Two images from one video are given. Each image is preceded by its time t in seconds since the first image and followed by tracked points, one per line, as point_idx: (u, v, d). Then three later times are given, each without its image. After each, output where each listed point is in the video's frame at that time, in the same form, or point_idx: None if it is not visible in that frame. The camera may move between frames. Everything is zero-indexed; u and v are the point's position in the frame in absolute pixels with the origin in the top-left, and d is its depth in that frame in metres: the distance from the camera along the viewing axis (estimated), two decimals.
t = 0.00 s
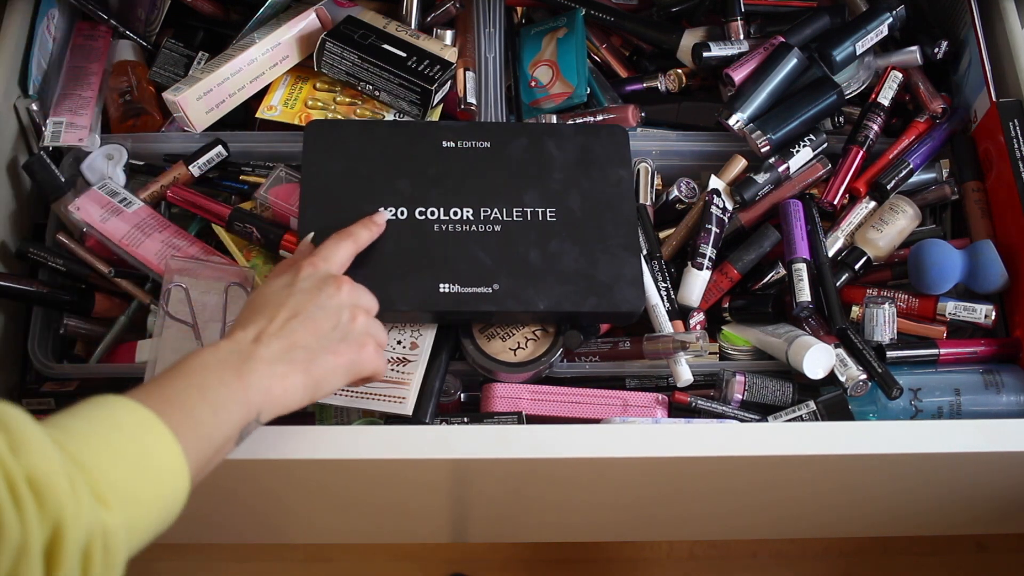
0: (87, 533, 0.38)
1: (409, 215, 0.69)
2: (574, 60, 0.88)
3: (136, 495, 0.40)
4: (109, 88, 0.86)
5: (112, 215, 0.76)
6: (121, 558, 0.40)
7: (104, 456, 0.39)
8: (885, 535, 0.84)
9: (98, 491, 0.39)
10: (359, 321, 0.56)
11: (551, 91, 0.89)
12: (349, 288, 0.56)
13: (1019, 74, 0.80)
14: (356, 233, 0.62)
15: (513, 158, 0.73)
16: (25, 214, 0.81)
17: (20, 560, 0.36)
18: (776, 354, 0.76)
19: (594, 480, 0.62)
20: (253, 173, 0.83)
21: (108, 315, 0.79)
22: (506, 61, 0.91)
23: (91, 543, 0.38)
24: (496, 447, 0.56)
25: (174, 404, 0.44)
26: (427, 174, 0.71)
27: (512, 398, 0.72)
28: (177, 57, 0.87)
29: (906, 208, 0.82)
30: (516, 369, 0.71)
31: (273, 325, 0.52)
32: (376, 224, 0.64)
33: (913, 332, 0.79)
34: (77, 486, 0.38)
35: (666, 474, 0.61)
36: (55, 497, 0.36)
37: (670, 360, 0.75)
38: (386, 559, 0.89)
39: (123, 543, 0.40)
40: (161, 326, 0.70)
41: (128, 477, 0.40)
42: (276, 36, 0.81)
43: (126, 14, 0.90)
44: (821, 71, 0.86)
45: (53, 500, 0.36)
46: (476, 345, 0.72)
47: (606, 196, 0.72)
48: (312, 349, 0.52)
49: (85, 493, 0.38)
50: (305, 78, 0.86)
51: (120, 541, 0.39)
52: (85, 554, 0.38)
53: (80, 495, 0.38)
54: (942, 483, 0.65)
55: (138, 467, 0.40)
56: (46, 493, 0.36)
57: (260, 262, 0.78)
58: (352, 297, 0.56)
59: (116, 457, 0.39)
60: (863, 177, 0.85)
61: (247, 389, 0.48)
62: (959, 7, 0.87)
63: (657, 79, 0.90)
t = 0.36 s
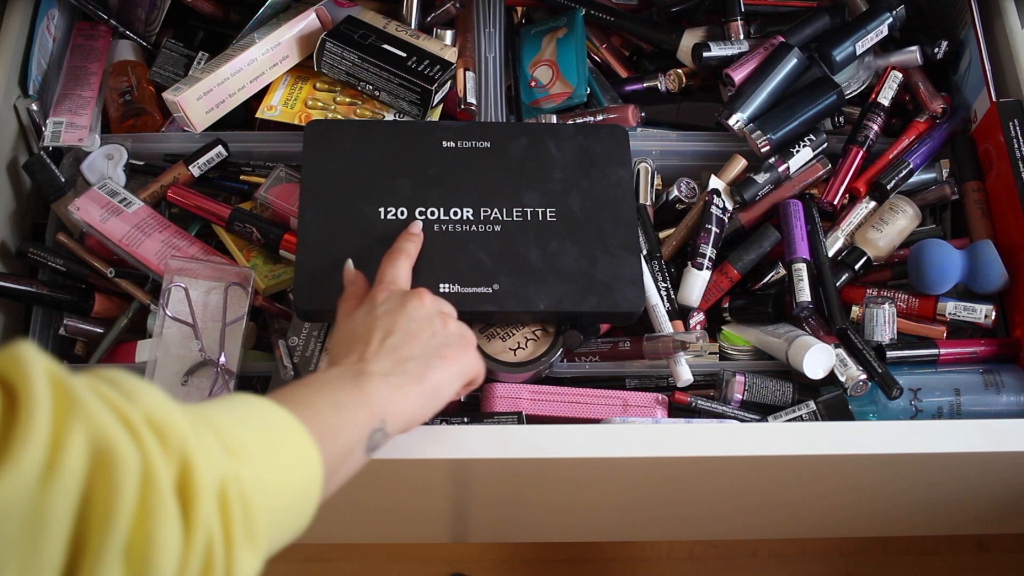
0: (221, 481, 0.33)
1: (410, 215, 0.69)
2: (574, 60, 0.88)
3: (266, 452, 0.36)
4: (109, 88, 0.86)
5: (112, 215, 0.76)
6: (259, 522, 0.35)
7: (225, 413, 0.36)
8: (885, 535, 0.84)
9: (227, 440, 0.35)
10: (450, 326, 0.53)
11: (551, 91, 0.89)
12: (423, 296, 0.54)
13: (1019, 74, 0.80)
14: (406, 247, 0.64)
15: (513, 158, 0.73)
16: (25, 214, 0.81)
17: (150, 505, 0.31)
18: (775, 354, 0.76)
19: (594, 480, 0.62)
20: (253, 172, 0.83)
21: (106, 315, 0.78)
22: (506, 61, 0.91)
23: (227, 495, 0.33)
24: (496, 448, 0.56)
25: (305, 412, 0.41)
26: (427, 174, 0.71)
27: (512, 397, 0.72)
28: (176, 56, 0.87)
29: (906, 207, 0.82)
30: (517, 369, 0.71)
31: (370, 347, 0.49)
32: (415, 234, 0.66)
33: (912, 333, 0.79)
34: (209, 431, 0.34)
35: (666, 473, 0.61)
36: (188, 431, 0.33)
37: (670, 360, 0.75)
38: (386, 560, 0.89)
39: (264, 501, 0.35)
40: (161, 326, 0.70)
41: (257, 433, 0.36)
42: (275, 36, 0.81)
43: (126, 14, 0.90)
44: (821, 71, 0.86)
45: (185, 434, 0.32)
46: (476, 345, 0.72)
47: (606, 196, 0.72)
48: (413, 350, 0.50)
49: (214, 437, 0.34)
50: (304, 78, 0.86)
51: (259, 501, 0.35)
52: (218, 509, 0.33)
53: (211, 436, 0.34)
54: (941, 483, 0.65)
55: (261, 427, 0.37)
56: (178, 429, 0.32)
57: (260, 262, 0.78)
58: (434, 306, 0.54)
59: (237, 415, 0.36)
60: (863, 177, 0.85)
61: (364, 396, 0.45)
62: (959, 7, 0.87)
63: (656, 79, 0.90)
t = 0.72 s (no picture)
0: (250, 297, 0.32)
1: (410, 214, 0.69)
2: (574, 60, 0.88)
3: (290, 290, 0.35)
4: (108, 88, 0.86)
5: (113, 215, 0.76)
6: (290, 348, 0.34)
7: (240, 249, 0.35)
8: (885, 535, 0.84)
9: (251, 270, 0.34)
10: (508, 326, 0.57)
11: (551, 91, 0.89)
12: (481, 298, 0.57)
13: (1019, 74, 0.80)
14: (431, 247, 0.64)
15: (513, 157, 0.73)
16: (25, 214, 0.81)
17: (178, 309, 0.30)
18: (775, 354, 0.76)
19: (594, 480, 0.62)
20: (254, 172, 0.83)
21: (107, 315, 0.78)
22: (506, 61, 0.91)
23: (256, 312, 0.32)
24: (495, 447, 0.56)
25: (385, 376, 0.42)
26: (427, 173, 0.71)
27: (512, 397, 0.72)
28: (176, 56, 0.87)
29: (906, 207, 0.82)
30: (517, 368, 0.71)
31: (442, 346, 0.52)
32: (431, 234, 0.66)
33: (913, 332, 0.79)
34: (233, 253, 0.33)
35: (666, 473, 0.61)
36: (211, 245, 0.32)
37: (670, 360, 0.76)
38: (386, 559, 0.89)
39: (295, 329, 0.34)
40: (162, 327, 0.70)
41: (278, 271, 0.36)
42: (275, 36, 0.81)
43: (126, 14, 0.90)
44: (821, 71, 0.86)
45: (208, 247, 0.32)
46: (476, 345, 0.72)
47: (606, 195, 0.72)
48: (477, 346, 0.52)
49: (240, 261, 0.33)
50: (304, 78, 0.86)
51: (288, 328, 0.34)
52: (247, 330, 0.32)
53: (235, 258, 0.33)
54: (940, 483, 0.65)
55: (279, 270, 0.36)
56: (200, 245, 0.31)
57: (261, 262, 0.79)
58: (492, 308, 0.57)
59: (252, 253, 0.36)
60: (863, 177, 0.85)
61: (447, 382, 0.47)
62: (959, 7, 0.87)
63: (656, 79, 0.90)
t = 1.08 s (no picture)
0: (277, 298, 0.32)
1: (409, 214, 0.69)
2: (574, 60, 0.88)
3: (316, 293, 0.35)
4: (108, 88, 0.86)
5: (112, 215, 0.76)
6: (317, 349, 0.34)
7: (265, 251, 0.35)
8: (885, 535, 0.84)
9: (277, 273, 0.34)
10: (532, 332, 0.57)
11: (551, 91, 0.89)
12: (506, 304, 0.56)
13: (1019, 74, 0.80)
14: (461, 252, 0.61)
15: (514, 158, 0.73)
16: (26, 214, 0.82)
17: (204, 310, 0.30)
18: (775, 354, 0.76)
19: (594, 480, 0.62)
20: (254, 172, 0.83)
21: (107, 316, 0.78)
22: (506, 61, 0.91)
23: (284, 313, 0.33)
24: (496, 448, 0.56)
25: (413, 379, 0.42)
26: (427, 173, 0.71)
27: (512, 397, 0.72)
28: (176, 56, 0.87)
29: (906, 208, 0.82)
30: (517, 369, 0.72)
31: (470, 352, 0.52)
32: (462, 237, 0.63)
33: (913, 332, 0.79)
34: (259, 254, 0.33)
35: (666, 473, 0.61)
36: (237, 246, 0.32)
37: (670, 360, 0.76)
38: (387, 559, 0.89)
39: (321, 329, 0.34)
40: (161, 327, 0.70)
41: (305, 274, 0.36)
42: (275, 36, 0.81)
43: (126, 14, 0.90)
44: (821, 71, 0.86)
45: (235, 248, 0.32)
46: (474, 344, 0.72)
47: (606, 195, 0.72)
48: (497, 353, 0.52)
49: (266, 263, 0.33)
50: (305, 78, 0.86)
51: (315, 329, 0.34)
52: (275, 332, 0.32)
53: (262, 260, 0.33)
54: (940, 483, 0.65)
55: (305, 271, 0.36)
56: (225, 245, 0.32)
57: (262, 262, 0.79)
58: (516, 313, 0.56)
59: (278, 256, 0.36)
60: (863, 177, 0.85)
61: (473, 388, 0.47)
62: (960, 7, 0.87)
63: (656, 79, 0.90)
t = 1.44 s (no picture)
0: (276, 331, 0.32)
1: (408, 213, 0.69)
2: (574, 60, 0.88)
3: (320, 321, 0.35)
4: (108, 88, 0.86)
5: (112, 215, 0.76)
6: (315, 382, 0.34)
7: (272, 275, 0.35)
8: (885, 535, 0.84)
9: (281, 302, 0.33)
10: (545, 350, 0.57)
11: (551, 91, 0.89)
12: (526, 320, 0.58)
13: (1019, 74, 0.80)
14: (513, 261, 0.63)
15: (514, 158, 0.73)
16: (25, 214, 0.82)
17: (200, 348, 0.29)
18: (775, 354, 0.76)
19: (594, 480, 0.62)
20: (254, 172, 0.83)
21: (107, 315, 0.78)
22: (506, 61, 0.91)
23: (283, 346, 0.33)
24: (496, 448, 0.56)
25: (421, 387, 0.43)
26: (427, 173, 0.71)
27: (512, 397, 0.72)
28: (176, 56, 0.87)
29: (906, 208, 0.82)
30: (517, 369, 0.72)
31: (484, 357, 0.53)
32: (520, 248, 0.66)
33: (913, 332, 0.79)
34: (263, 286, 0.33)
35: (666, 473, 0.61)
36: (239, 276, 0.32)
37: (670, 360, 0.76)
38: (387, 559, 0.89)
39: (319, 361, 0.34)
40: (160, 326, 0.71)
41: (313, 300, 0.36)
42: (275, 36, 0.81)
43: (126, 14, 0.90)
44: (821, 71, 0.86)
45: (236, 281, 0.31)
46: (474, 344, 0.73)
47: (606, 195, 0.72)
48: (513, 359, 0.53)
49: (269, 294, 0.33)
50: (305, 78, 0.86)
51: (314, 362, 0.34)
52: (272, 366, 0.32)
53: (264, 291, 0.33)
54: (941, 483, 0.65)
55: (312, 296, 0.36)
56: (228, 276, 0.31)
57: (262, 262, 0.79)
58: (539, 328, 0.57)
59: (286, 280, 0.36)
60: (863, 177, 0.85)
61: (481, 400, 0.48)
62: (960, 7, 0.87)
63: (656, 79, 0.90)
